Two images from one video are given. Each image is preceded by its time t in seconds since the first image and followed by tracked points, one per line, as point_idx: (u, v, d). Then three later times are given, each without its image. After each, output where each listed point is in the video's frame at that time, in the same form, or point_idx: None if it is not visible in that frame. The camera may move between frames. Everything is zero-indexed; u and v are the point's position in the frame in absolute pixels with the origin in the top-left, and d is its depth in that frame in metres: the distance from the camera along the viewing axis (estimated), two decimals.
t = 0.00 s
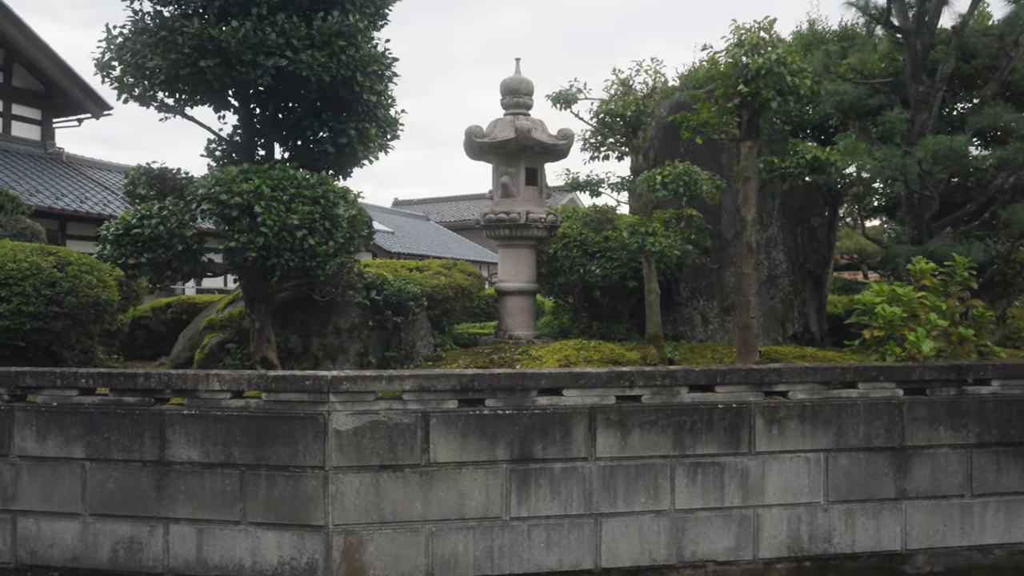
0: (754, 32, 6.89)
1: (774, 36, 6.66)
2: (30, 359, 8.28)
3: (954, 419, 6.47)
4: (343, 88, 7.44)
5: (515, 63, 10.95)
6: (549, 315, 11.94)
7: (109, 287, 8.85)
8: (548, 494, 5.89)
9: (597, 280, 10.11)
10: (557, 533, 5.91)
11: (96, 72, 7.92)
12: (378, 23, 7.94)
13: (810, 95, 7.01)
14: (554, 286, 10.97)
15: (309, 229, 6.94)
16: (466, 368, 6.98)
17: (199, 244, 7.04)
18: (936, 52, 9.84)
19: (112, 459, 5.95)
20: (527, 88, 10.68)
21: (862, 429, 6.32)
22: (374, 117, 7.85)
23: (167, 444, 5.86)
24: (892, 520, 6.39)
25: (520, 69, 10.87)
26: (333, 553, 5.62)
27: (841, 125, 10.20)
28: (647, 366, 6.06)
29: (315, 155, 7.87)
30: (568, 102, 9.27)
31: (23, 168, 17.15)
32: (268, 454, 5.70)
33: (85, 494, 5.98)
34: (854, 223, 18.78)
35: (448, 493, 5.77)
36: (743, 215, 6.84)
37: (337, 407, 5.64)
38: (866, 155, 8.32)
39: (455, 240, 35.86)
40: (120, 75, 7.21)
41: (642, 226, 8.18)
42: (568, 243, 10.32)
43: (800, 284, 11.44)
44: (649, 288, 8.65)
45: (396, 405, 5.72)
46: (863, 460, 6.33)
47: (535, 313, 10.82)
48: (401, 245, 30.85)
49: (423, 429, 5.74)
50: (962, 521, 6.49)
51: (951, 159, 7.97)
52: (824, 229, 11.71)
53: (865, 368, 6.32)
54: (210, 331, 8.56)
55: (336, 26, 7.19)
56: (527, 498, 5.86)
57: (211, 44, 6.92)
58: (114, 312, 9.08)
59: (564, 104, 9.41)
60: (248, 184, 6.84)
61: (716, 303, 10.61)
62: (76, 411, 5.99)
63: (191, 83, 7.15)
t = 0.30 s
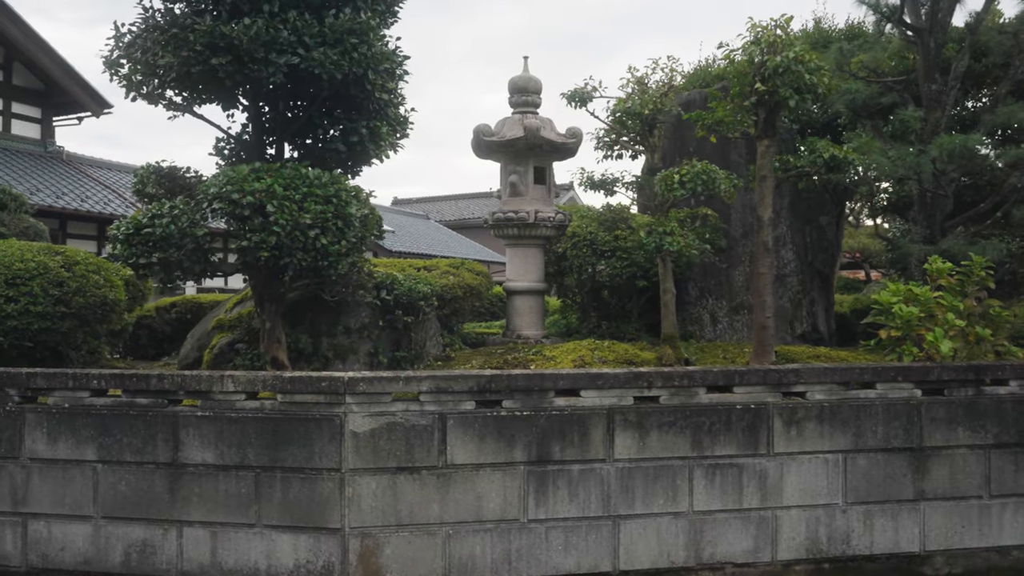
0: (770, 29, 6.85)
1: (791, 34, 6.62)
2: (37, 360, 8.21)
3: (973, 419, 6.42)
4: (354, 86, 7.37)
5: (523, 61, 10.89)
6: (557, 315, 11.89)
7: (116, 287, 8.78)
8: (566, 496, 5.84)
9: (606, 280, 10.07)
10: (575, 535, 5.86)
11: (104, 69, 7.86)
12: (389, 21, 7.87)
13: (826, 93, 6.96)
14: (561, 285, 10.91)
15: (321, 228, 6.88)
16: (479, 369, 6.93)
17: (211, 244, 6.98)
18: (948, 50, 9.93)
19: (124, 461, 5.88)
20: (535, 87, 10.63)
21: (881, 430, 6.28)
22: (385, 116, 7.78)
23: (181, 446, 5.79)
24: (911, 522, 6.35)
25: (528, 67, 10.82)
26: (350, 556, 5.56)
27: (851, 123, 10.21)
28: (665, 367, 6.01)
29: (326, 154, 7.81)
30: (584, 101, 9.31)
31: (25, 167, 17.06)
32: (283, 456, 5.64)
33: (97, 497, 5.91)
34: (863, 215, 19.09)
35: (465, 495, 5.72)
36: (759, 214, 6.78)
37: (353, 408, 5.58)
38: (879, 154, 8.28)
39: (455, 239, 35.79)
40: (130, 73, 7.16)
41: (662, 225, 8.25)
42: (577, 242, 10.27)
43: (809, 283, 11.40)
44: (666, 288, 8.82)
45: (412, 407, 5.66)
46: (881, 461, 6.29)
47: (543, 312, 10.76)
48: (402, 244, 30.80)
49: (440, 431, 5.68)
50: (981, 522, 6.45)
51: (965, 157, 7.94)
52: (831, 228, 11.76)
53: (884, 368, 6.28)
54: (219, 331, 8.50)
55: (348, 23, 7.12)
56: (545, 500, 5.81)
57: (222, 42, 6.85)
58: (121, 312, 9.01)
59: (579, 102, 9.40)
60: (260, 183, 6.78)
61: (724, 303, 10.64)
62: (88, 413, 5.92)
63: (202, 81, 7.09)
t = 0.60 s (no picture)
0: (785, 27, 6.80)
1: (807, 32, 6.58)
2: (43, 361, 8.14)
3: (991, 420, 6.38)
4: (365, 84, 7.31)
5: (531, 60, 10.84)
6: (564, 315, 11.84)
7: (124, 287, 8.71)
8: (583, 498, 5.79)
9: (615, 280, 10.03)
10: (592, 538, 5.81)
11: (112, 67, 7.80)
12: (399, 18, 7.80)
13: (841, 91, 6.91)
14: (569, 285, 10.85)
15: (334, 228, 6.82)
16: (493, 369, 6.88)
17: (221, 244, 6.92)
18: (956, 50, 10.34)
19: (137, 464, 5.82)
20: (543, 85, 10.57)
21: (899, 431, 6.23)
22: (395, 115, 7.72)
23: (194, 448, 5.73)
24: (929, 523, 6.30)
25: (536, 65, 10.76)
26: (367, 559, 5.51)
27: (860, 122, 10.52)
28: (683, 368, 5.96)
29: (336, 153, 7.75)
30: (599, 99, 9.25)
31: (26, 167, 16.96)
32: (299, 458, 5.58)
33: (109, 500, 5.85)
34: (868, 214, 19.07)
35: (483, 497, 5.66)
36: (775, 214, 6.75)
37: (369, 410, 5.52)
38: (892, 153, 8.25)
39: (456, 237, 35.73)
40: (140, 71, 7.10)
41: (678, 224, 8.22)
42: (586, 241, 10.22)
43: (817, 282, 11.37)
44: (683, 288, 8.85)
45: (429, 408, 5.60)
46: (899, 463, 6.24)
47: (551, 312, 10.70)
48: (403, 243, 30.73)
49: (456, 433, 5.62)
50: (999, 523, 6.42)
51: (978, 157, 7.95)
52: (839, 227, 11.70)
53: (902, 369, 6.23)
54: (227, 331, 8.43)
55: (359, 21, 7.06)
56: (562, 502, 5.76)
57: (233, 39, 6.80)
58: (128, 312, 8.94)
59: (595, 101, 9.33)
60: (272, 182, 6.71)
61: (733, 302, 10.65)
62: (100, 415, 5.85)
63: (213, 79, 7.04)
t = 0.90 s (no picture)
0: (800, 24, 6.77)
1: (823, 30, 6.55)
2: (49, 362, 8.07)
3: (1008, 420, 6.35)
4: (375, 82, 7.25)
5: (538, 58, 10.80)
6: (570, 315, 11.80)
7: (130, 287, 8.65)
8: (599, 499, 5.75)
9: (624, 279, 9.99)
10: (609, 539, 5.77)
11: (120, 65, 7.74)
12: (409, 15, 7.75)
13: (856, 88, 6.87)
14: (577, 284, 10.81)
15: (345, 227, 6.76)
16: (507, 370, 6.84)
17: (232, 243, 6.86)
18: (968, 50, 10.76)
19: (149, 465, 5.76)
20: (551, 84, 10.52)
21: (916, 431, 6.19)
22: (406, 113, 7.66)
23: (207, 449, 5.67)
24: (946, 523, 6.27)
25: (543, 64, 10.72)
26: (383, 561, 5.45)
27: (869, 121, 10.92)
28: (700, 367, 5.92)
29: (346, 151, 7.68)
30: (614, 96, 9.19)
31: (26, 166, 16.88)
32: (314, 459, 5.52)
33: (121, 501, 5.80)
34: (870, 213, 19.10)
35: (499, 498, 5.62)
36: (790, 212, 6.72)
37: (385, 411, 5.46)
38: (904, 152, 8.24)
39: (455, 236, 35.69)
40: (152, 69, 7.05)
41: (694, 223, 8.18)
42: (594, 240, 10.18)
43: (824, 281, 11.35)
44: (697, 287, 8.78)
45: (445, 408, 5.55)
46: (916, 463, 6.21)
47: (558, 311, 10.63)
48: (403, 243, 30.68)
49: (473, 433, 5.57)
50: (1015, 523, 6.39)
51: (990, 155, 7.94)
52: (847, 226, 11.65)
53: (919, 368, 6.19)
54: (235, 331, 8.37)
55: (371, 18, 7.01)
56: (579, 503, 5.72)
57: (245, 37, 6.75)
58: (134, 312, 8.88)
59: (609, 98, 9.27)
60: (284, 180, 6.65)
61: (741, 301, 10.67)
62: (112, 415, 5.79)
63: (224, 77, 6.99)
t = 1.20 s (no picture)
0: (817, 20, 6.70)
1: (841, 26, 6.51)
2: (57, 362, 8.00)
3: None
4: (388, 79, 7.20)
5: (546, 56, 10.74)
6: (577, 314, 11.75)
7: (138, 286, 8.58)
8: (619, 499, 5.70)
9: (633, 278, 9.97)
10: (628, 539, 5.72)
11: (128, 62, 7.66)
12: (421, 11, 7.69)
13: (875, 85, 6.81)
14: (585, 283, 10.76)
15: (359, 225, 6.71)
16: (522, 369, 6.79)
17: (244, 241, 6.80)
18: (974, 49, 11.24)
19: (164, 465, 5.70)
20: (559, 82, 10.47)
21: (935, 430, 6.16)
22: (418, 110, 7.61)
23: (223, 449, 5.61)
24: (964, 523, 6.23)
25: (551, 61, 10.66)
26: (401, 563, 5.40)
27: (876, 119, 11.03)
28: (719, 366, 5.87)
29: (358, 148, 7.62)
30: (630, 93, 9.09)
31: (26, 165, 16.77)
32: (331, 459, 5.47)
33: (135, 502, 5.73)
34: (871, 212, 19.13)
35: (518, 499, 5.57)
36: (807, 210, 6.69)
37: (403, 411, 5.40)
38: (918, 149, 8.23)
39: (454, 235, 35.63)
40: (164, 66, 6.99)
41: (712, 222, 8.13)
42: (604, 239, 10.14)
43: (833, 280, 11.34)
44: (712, 286, 8.66)
45: (464, 408, 5.50)
46: (935, 462, 6.17)
47: (567, 310, 10.57)
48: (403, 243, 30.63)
49: (492, 433, 5.52)
50: None
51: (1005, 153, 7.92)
52: (854, 225, 11.64)
53: (938, 367, 6.15)
54: (245, 331, 8.30)
55: (384, 14, 6.95)
56: (598, 503, 5.67)
57: (258, 33, 6.69)
58: (142, 311, 8.81)
59: (624, 96, 9.18)
60: (297, 178, 6.59)
61: (750, 300, 10.68)
62: (126, 415, 5.73)
63: (236, 74, 6.93)
